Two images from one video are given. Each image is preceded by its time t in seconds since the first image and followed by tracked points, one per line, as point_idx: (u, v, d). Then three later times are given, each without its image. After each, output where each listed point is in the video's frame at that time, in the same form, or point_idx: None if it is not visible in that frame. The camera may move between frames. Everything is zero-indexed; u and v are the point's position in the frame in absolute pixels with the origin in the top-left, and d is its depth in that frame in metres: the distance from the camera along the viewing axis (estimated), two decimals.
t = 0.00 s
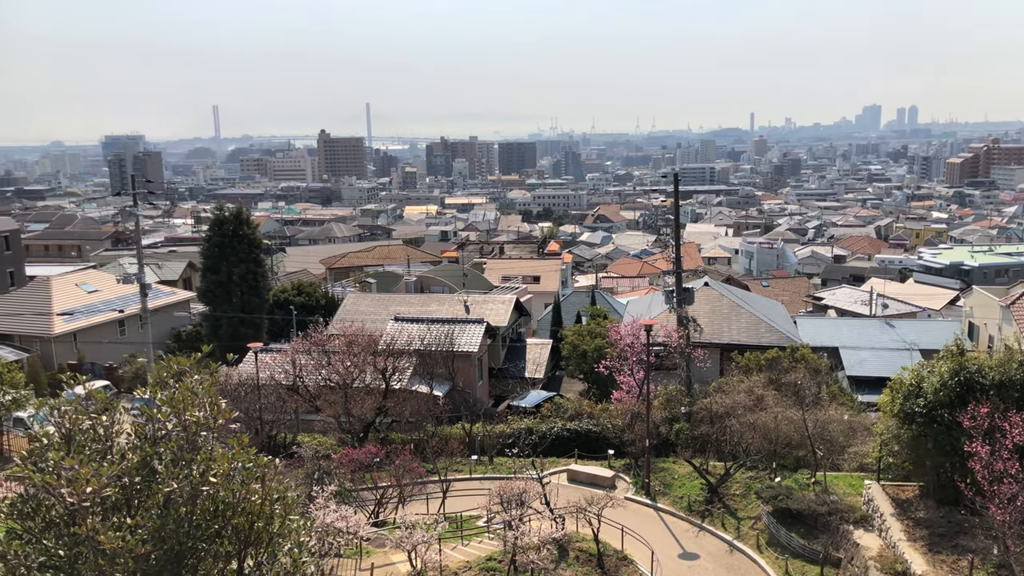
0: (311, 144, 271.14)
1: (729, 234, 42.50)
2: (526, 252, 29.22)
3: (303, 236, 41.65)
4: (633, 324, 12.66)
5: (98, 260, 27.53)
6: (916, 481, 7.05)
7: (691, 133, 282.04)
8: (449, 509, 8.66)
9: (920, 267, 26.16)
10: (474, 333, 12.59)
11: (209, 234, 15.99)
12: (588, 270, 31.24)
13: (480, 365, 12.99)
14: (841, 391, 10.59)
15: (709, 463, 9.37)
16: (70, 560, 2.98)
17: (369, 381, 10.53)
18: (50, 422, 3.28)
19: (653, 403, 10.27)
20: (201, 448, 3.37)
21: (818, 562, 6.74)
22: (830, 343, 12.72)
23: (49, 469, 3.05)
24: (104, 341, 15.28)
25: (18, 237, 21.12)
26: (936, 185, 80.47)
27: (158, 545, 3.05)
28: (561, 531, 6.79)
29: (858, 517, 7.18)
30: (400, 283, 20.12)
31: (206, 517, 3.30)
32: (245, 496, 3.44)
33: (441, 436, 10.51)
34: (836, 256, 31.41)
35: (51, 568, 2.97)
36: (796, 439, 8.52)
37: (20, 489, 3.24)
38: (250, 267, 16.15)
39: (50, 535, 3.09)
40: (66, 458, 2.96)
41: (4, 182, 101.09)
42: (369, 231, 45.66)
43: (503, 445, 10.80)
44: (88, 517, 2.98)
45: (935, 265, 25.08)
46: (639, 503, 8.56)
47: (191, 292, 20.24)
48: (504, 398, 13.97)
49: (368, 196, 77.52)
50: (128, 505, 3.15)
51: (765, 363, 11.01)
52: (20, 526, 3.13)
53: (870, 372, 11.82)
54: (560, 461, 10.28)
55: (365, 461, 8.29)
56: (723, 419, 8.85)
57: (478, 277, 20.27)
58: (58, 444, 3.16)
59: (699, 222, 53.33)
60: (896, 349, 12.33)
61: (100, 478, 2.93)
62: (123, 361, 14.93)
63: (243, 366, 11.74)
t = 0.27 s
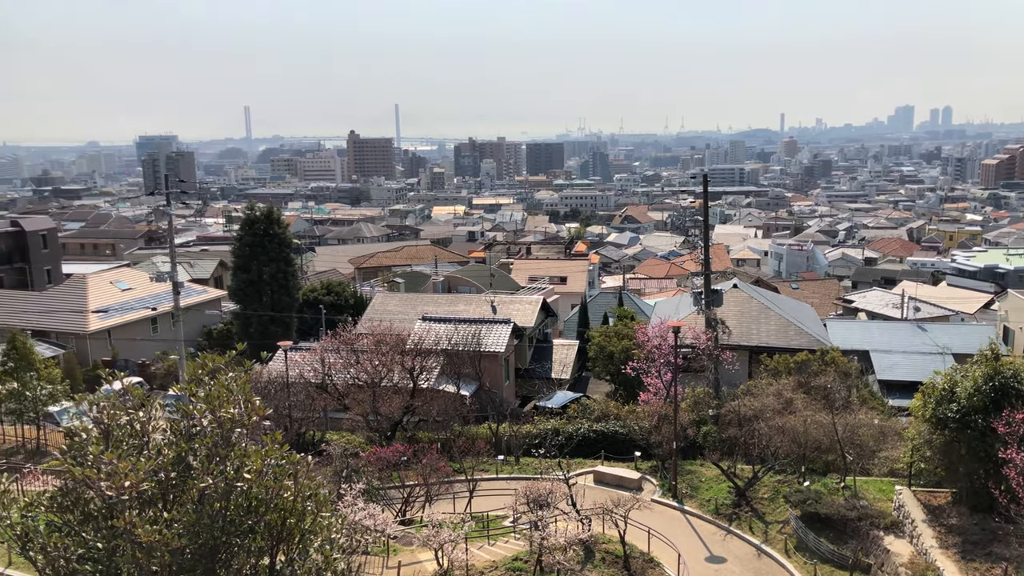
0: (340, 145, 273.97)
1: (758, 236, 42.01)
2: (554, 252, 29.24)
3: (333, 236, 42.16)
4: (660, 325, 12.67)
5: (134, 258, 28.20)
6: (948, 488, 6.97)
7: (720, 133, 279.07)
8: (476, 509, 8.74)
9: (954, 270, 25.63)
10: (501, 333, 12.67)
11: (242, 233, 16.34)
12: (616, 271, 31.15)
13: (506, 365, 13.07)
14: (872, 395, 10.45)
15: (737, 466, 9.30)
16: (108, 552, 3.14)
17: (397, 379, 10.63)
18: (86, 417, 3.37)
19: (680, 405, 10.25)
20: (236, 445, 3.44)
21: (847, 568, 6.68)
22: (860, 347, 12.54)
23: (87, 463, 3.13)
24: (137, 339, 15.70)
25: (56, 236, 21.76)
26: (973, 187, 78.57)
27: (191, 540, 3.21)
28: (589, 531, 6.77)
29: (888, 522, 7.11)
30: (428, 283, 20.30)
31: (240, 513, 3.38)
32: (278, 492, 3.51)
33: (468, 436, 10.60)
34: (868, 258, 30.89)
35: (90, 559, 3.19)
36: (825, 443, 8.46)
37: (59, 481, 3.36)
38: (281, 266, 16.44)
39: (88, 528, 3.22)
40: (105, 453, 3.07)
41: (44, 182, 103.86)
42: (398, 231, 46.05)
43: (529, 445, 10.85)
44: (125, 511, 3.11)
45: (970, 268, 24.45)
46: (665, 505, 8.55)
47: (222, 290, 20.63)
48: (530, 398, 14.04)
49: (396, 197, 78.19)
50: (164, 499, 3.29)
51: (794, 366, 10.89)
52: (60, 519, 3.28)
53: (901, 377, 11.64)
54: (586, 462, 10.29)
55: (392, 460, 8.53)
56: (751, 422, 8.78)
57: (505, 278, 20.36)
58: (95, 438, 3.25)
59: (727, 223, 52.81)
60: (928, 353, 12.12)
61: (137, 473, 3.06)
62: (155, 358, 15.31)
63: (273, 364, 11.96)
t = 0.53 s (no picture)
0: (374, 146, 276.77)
1: (793, 238, 41.35)
2: (585, 253, 29.19)
3: (366, 236, 42.70)
4: (693, 328, 12.58)
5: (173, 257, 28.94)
6: (987, 496, 6.86)
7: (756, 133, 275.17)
8: (507, 510, 8.79)
9: (996, 274, 24.94)
10: (533, 334, 12.73)
11: (277, 233, 16.63)
12: (647, 273, 30.98)
13: (537, 366, 13.13)
14: (909, 401, 10.24)
15: (770, 471, 9.20)
16: (148, 545, 3.17)
17: (428, 379, 10.76)
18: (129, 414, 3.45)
19: (712, 409, 10.18)
20: (274, 442, 3.51)
21: None
22: (897, 351, 12.30)
23: (130, 460, 3.19)
24: (175, 337, 16.14)
25: (97, 235, 22.51)
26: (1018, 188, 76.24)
27: (229, 534, 3.24)
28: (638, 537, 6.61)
29: (926, 530, 7.04)
30: (460, 284, 20.45)
31: (276, 509, 3.45)
32: (314, 489, 3.57)
33: (499, 437, 10.68)
34: (907, 261, 30.22)
35: (132, 552, 3.20)
36: (859, 448, 8.30)
37: (101, 475, 3.44)
38: (315, 266, 16.72)
39: (129, 521, 3.28)
40: (148, 448, 3.16)
41: (89, 183, 106.59)
42: (430, 232, 46.39)
43: (559, 447, 10.87)
44: (166, 507, 3.16)
45: (1013, 272, 23.80)
46: (697, 509, 8.51)
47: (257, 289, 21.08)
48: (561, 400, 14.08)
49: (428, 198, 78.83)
50: (203, 494, 3.33)
51: (829, 370, 10.71)
52: (104, 512, 3.33)
53: (939, 382, 11.38)
54: (616, 464, 10.31)
55: (423, 458, 8.64)
56: (785, 427, 8.66)
57: (536, 279, 20.40)
58: (139, 435, 3.32)
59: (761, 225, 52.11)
60: (968, 358, 11.83)
61: (179, 469, 3.14)
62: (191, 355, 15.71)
63: (307, 363, 12.19)
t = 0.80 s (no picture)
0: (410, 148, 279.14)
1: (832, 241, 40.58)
2: (620, 255, 29.08)
3: (401, 237, 43.18)
4: (729, 331, 12.45)
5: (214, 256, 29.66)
6: None
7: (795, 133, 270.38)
8: (540, 510, 8.84)
9: None
10: (567, 335, 12.83)
11: (315, 233, 16.94)
12: (682, 275, 30.73)
13: (571, 367, 13.17)
14: (951, 408, 10.02)
15: (807, 476, 9.09)
16: (190, 539, 3.22)
17: (462, 379, 10.90)
18: (174, 414, 3.59)
19: (748, 412, 10.09)
20: (313, 439, 3.58)
21: None
22: (939, 356, 12.03)
23: (173, 454, 3.32)
24: (214, 335, 16.58)
25: (140, 235, 23.27)
26: None
27: (269, 530, 3.27)
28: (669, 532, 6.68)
29: (967, 540, 6.93)
30: (494, 285, 20.58)
31: (315, 505, 3.49)
32: (351, 487, 3.58)
33: (532, 438, 10.72)
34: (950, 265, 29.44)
35: (175, 546, 3.25)
36: (899, 455, 8.17)
37: (146, 470, 3.53)
38: (352, 266, 16.99)
39: (172, 515, 3.35)
40: (191, 443, 3.29)
41: (133, 184, 109.66)
42: (464, 232, 46.66)
43: (593, 449, 10.90)
44: (207, 502, 3.22)
45: None
46: (731, 514, 8.45)
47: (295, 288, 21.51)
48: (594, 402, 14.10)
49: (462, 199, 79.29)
50: (243, 490, 3.37)
51: (868, 375, 10.53)
52: (148, 506, 3.40)
53: (982, 389, 11.10)
54: (649, 467, 10.31)
55: (456, 458, 8.81)
56: (821, 432, 8.53)
57: (570, 280, 20.41)
58: (181, 431, 3.45)
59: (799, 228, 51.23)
60: (1013, 365, 11.51)
61: (220, 464, 3.22)
62: (230, 353, 16.11)
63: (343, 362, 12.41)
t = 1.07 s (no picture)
0: (445, 150, 281.05)
1: (871, 244, 39.80)
2: (655, 257, 28.94)
3: (436, 238, 43.55)
4: (765, 334, 12.32)
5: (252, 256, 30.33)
6: None
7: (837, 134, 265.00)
8: (573, 513, 8.88)
9: None
10: (600, 337, 12.88)
11: (351, 234, 17.19)
12: (717, 278, 30.44)
13: (604, 369, 13.20)
14: (994, 415, 9.78)
15: (844, 482, 8.97)
16: (229, 535, 3.17)
17: (495, 380, 11.05)
18: (214, 410, 3.54)
19: (784, 417, 9.98)
20: (350, 437, 3.52)
21: None
22: (982, 363, 11.73)
23: (212, 449, 3.27)
24: (252, 334, 17.01)
25: (180, 234, 23.87)
26: None
27: (306, 527, 3.19)
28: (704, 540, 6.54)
29: (1009, 550, 6.81)
30: (528, 286, 20.68)
31: (351, 503, 3.41)
32: (388, 485, 3.54)
33: (566, 439, 10.73)
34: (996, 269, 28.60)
35: (214, 541, 3.20)
36: (938, 461, 8.08)
37: (186, 465, 3.51)
38: (388, 266, 17.24)
39: (211, 511, 3.30)
40: (231, 439, 3.21)
41: (176, 184, 112.66)
42: (499, 233, 46.92)
43: (626, 452, 10.89)
44: (246, 498, 3.14)
45: None
46: (765, 519, 8.39)
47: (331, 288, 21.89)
48: (628, 404, 14.09)
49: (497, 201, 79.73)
50: (281, 487, 3.29)
51: (908, 380, 10.32)
52: (188, 501, 3.36)
53: None
54: (684, 471, 10.27)
55: (490, 459, 8.90)
56: (860, 437, 8.38)
57: (604, 282, 20.40)
58: (220, 427, 3.40)
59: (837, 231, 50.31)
60: None
61: (260, 461, 3.14)
62: (267, 351, 16.52)
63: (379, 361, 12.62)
